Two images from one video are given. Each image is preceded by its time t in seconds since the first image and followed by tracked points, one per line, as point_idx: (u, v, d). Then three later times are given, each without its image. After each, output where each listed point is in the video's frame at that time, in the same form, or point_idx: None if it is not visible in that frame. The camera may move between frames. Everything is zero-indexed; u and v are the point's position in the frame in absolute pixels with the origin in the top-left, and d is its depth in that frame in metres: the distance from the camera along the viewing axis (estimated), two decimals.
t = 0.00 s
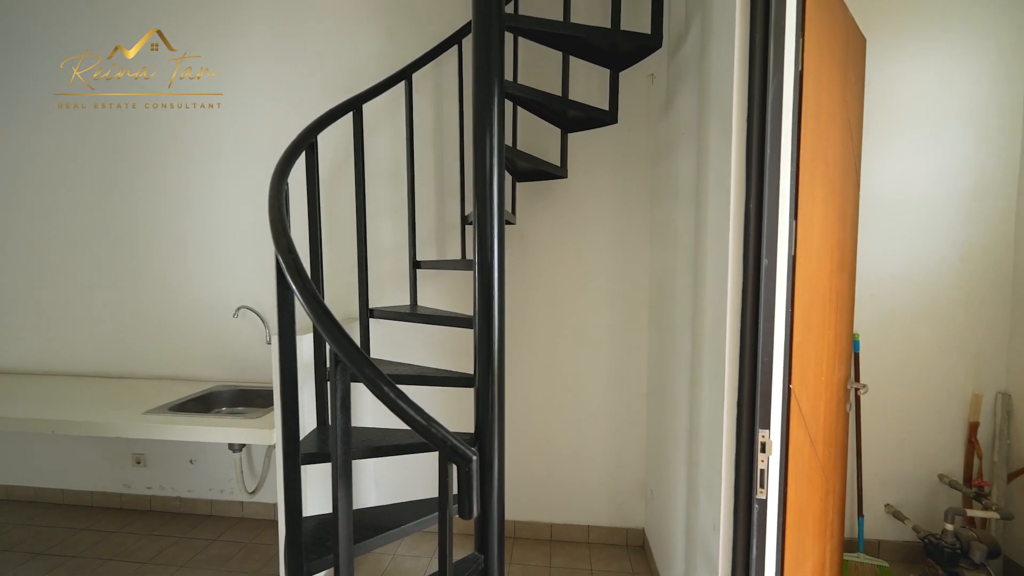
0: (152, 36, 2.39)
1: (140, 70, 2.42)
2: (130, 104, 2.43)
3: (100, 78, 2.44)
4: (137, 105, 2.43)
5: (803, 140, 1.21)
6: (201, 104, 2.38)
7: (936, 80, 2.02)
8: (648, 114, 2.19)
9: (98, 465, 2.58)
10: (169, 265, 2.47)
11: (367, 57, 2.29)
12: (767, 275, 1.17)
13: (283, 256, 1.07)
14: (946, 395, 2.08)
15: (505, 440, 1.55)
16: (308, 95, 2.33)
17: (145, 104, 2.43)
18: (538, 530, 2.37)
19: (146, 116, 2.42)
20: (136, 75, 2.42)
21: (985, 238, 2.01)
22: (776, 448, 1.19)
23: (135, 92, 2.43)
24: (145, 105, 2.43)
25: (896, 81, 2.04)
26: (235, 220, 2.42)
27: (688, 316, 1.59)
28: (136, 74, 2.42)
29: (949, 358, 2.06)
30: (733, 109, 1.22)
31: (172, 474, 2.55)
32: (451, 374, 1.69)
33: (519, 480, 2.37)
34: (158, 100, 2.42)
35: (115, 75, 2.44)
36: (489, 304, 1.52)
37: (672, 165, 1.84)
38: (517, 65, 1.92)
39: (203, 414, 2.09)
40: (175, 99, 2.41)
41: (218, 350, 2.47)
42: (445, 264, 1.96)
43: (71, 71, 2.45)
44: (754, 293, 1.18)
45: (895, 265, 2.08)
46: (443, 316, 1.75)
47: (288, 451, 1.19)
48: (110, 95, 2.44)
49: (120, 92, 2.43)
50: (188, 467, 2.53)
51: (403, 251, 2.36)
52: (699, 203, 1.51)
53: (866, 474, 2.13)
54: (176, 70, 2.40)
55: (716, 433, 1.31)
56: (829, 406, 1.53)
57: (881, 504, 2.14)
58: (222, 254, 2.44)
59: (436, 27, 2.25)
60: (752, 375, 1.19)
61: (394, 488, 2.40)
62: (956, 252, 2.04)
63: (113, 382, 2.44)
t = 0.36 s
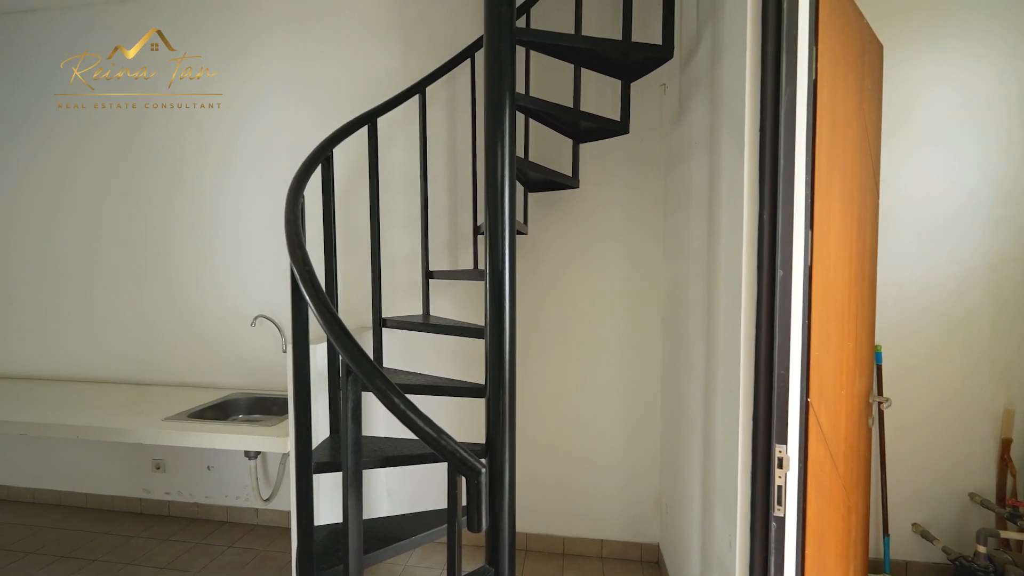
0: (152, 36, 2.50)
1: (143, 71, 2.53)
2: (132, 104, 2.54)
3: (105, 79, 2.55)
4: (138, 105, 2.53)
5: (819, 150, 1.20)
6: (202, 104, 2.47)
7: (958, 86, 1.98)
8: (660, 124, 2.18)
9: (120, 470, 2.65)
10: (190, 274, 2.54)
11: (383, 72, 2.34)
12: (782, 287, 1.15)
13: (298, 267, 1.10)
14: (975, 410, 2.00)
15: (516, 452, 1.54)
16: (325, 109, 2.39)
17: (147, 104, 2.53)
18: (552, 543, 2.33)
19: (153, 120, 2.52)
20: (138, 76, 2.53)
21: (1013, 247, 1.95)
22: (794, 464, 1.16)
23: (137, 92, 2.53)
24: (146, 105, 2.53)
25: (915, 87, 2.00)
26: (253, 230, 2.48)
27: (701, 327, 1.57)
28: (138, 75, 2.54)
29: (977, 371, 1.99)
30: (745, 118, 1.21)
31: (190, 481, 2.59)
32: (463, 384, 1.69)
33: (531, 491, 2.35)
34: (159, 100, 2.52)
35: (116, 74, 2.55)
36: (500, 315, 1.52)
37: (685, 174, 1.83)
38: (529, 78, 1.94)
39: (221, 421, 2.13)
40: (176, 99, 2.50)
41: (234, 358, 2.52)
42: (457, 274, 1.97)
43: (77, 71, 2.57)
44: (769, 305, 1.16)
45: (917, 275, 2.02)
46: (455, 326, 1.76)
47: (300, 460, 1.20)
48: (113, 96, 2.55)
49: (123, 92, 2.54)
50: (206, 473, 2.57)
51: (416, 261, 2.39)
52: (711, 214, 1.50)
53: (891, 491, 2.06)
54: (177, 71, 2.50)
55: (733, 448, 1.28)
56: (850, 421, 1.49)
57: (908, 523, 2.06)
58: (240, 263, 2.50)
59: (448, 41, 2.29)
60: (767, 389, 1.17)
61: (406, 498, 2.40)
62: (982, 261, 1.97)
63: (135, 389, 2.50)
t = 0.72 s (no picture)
0: (153, 37, 2.61)
1: (145, 72, 2.65)
2: (134, 104, 2.65)
3: (109, 79, 2.68)
4: (139, 104, 2.65)
5: (839, 153, 1.16)
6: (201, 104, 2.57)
7: (989, 86, 1.90)
8: (675, 130, 2.16)
9: (141, 474, 2.71)
10: (210, 282, 2.60)
11: (398, 83, 2.38)
12: (802, 296, 1.12)
13: (310, 275, 1.11)
14: (1012, 424, 1.90)
15: (528, 462, 1.52)
16: (342, 120, 2.44)
17: (148, 103, 2.64)
18: (566, 556, 2.29)
19: (176, 133, 2.61)
20: (139, 75, 2.65)
21: None
22: (818, 480, 1.12)
23: (139, 92, 2.65)
24: (148, 105, 2.64)
25: (942, 88, 1.93)
26: (270, 238, 2.53)
27: (719, 336, 1.54)
28: (140, 76, 2.65)
29: (1014, 383, 1.89)
30: (762, 122, 1.18)
31: (208, 485, 2.64)
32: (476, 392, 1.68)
33: (544, 502, 2.32)
34: (160, 100, 2.63)
35: (117, 74, 2.68)
36: (512, 322, 1.51)
37: (700, 180, 1.80)
38: (542, 86, 1.95)
39: (238, 426, 2.16)
40: (175, 99, 2.61)
41: (251, 364, 2.57)
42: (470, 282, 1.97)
43: (83, 73, 2.70)
44: (788, 314, 1.13)
45: (949, 283, 1.93)
46: (468, 335, 1.75)
47: (311, 467, 1.20)
48: (117, 95, 2.67)
49: (125, 93, 2.66)
50: (224, 477, 2.61)
51: (430, 269, 2.40)
52: (727, 220, 1.47)
53: (923, 509, 1.96)
54: (177, 71, 2.60)
55: (752, 462, 1.23)
56: (878, 435, 1.42)
57: (942, 543, 1.96)
58: (258, 271, 2.55)
59: (461, 51, 2.32)
60: (788, 401, 1.13)
61: (419, 506, 2.39)
62: (1016, 268, 1.88)
63: (156, 394, 2.56)
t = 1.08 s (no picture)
0: (151, 38, 2.71)
1: (145, 73, 2.77)
2: (134, 104, 2.77)
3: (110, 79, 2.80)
4: (139, 104, 2.76)
5: (859, 159, 1.12)
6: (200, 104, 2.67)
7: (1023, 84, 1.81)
8: (689, 136, 2.12)
9: (162, 478, 2.77)
10: (228, 290, 2.66)
11: (411, 93, 2.41)
12: (821, 308, 1.07)
13: (317, 286, 1.12)
14: None
15: (537, 475, 1.49)
16: (356, 131, 2.48)
17: (148, 103, 2.75)
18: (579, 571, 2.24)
19: (196, 146, 2.69)
20: (139, 76, 2.77)
21: None
22: (841, 502, 1.06)
23: (139, 92, 2.77)
24: (147, 105, 2.76)
25: (971, 88, 1.85)
26: (286, 248, 2.58)
27: (735, 348, 1.49)
28: (140, 77, 2.77)
29: None
30: (776, 129, 1.15)
31: (225, 490, 2.68)
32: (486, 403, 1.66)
33: (557, 515, 2.27)
34: (160, 100, 2.74)
35: (117, 74, 2.81)
36: (521, 333, 1.50)
37: (714, 186, 1.76)
38: (553, 95, 1.94)
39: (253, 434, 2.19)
40: (174, 98, 2.71)
41: (267, 371, 2.61)
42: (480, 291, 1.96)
43: (85, 73, 2.82)
44: (806, 327, 1.08)
45: (983, 291, 1.84)
46: (479, 345, 1.74)
47: (317, 477, 1.21)
48: (117, 95, 2.79)
49: (126, 93, 2.78)
50: (241, 483, 2.65)
51: (441, 278, 2.40)
52: (742, 229, 1.42)
53: (958, 532, 1.85)
54: (177, 71, 2.71)
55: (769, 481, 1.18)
56: (906, 453, 1.35)
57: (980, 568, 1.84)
58: (274, 280, 2.60)
59: (472, 62, 2.34)
60: (807, 418, 1.08)
61: (430, 517, 2.37)
62: None
63: (175, 400, 2.62)
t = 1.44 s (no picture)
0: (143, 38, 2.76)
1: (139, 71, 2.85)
2: (132, 103, 2.89)
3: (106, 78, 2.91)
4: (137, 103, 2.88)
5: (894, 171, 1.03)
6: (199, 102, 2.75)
7: None
8: (706, 146, 2.05)
9: (176, 490, 2.78)
10: (242, 303, 2.68)
11: (423, 107, 2.41)
12: (853, 331, 0.99)
13: (318, 306, 1.09)
14: None
15: (548, 502, 1.42)
16: (369, 145, 2.48)
17: (146, 102, 2.86)
18: None
19: (213, 161, 2.73)
20: (138, 75, 2.84)
21: None
22: (880, 545, 0.97)
23: (136, 91, 2.87)
24: (146, 104, 2.86)
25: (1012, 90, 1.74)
26: (299, 262, 2.59)
27: (758, 369, 1.40)
28: (135, 75, 2.86)
29: None
30: (801, 139, 1.08)
31: (237, 505, 2.67)
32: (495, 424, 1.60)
33: (571, 539, 2.18)
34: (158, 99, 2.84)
35: (117, 74, 2.88)
36: (530, 352, 1.44)
37: (733, 198, 1.68)
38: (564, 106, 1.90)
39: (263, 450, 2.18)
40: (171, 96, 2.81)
41: (279, 385, 2.60)
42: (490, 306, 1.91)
43: (81, 73, 2.88)
44: (838, 352, 1.00)
45: None
46: (488, 363, 1.69)
47: (319, 504, 1.18)
48: (115, 94, 2.91)
49: (123, 92, 2.90)
50: (253, 498, 2.64)
51: (452, 292, 2.37)
52: (764, 243, 1.34)
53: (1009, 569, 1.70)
54: (176, 70, 2.79)
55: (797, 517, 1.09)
56: (951, 487, 1.24)
57: None
58: (287, 293, 2.61)
59: (483, 74, 2.32)
60: (840, 451, 0.99)
61: (441, 539, 2.30)
62: None
63: (188, 412, 2.64)
